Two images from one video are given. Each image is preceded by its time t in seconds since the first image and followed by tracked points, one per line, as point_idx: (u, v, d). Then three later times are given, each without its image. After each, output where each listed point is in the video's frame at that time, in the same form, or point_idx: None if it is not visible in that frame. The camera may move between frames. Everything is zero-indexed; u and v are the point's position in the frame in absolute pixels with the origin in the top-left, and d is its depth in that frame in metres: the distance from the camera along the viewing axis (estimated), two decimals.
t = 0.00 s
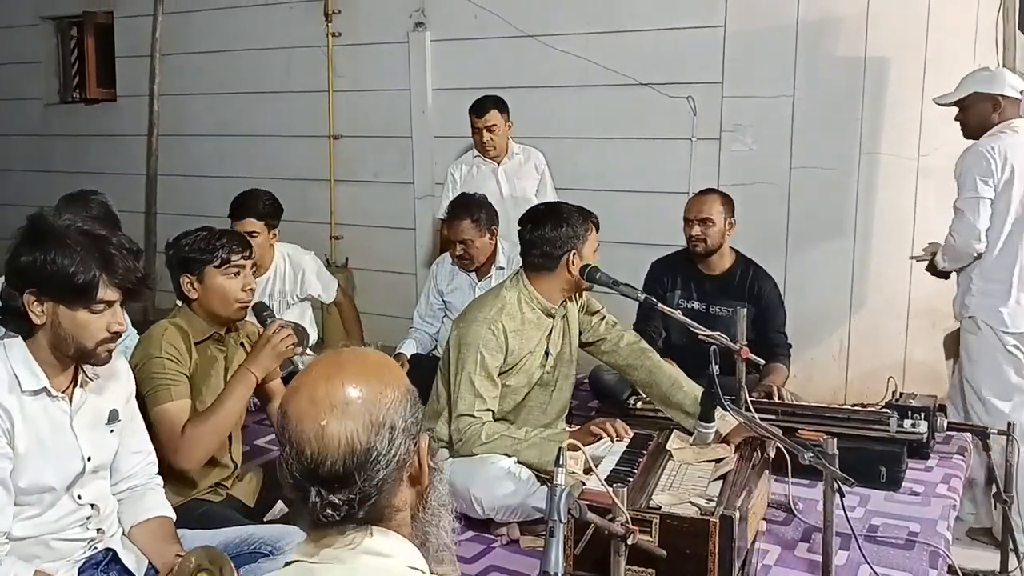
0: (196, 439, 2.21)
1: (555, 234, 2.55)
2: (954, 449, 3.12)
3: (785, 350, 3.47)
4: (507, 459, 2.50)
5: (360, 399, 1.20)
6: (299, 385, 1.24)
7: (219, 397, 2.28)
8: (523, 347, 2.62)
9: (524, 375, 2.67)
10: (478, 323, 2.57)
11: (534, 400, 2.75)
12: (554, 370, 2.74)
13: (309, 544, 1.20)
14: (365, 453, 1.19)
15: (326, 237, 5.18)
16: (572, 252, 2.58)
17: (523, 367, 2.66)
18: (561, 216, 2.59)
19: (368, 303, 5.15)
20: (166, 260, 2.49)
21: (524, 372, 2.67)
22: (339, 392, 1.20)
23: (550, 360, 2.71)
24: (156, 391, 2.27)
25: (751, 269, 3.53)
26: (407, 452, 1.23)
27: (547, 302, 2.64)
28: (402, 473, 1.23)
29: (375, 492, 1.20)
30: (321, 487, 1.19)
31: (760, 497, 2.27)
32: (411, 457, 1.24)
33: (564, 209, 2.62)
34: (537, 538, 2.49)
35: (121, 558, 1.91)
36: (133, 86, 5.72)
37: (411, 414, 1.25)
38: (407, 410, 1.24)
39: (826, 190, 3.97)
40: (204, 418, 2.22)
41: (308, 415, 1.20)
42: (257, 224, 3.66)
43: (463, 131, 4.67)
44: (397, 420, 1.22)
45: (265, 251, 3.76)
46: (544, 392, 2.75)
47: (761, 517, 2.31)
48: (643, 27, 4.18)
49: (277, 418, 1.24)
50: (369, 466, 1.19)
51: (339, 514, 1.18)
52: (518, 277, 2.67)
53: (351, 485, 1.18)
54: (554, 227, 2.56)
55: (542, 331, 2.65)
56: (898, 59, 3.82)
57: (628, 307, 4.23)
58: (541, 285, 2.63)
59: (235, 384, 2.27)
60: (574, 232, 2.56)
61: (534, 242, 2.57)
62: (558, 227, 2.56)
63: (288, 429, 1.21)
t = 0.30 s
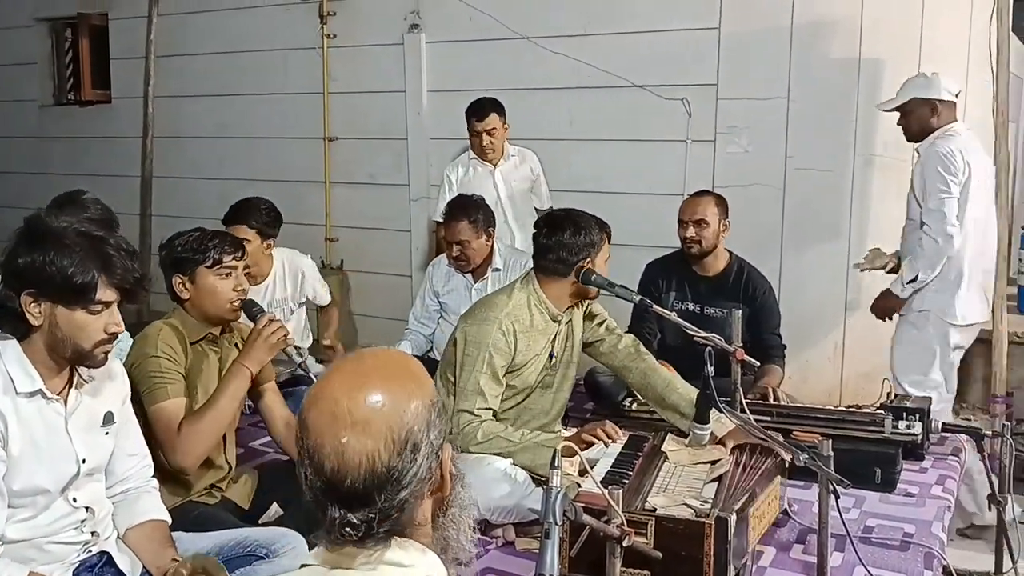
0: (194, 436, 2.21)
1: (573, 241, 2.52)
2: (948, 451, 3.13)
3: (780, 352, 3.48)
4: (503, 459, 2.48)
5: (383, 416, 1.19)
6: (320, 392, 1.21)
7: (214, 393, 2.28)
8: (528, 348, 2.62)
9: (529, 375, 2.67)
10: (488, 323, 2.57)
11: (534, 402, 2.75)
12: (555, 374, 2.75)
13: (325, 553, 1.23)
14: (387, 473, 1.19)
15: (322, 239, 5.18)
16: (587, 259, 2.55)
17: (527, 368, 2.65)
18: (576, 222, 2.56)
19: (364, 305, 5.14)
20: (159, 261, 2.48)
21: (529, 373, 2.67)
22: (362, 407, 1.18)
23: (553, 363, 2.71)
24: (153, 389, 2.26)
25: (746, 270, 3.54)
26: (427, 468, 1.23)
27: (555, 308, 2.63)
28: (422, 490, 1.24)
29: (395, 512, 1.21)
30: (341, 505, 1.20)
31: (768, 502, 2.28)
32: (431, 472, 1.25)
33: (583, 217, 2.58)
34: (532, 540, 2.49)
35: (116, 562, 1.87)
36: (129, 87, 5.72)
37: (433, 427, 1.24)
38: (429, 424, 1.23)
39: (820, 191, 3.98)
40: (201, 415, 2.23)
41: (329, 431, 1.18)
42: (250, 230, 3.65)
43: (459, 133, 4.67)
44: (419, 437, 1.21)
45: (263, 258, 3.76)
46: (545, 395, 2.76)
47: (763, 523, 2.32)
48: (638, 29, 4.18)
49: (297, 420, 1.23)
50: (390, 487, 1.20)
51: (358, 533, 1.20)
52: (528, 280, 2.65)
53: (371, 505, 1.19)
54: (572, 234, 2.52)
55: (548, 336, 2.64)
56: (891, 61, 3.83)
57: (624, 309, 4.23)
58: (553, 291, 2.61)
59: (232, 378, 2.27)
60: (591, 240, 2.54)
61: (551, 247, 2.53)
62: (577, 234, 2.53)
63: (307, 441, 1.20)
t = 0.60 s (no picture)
0: (189, 436, 2.21)
1: (578, 244, 2.52)
2: (945, 453, 3.12)
3: (777, 354, 3.48)
4: (501, 463, 2.48)
5: (405, 423, 1.19)
6: (344, 400, 1.20)
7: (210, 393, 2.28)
8: (531, 350, 2.61)
9: (530, 377, 2.67)
10: (491, 322, 2.56)
11: (535, 404, 2.75)
12: (556, 376, 2.75)
13: (337, 553, 1.23)
14: (413, 481, 1.19)
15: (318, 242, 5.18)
16: (591, 262, 2.55)
17: (529, 369, 2.65)
18: (581, 225, 2.56)
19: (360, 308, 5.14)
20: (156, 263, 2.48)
21: (530, 375, 2.66)
22: (384, 415, 1.19)
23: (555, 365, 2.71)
24: (149, 389, 2.26)
25: (742, 272, 3.54)
26: (451, 478, 1.24)
27: (557, 309, 2.63)
28: (446, 500, 1.23)
29: (420, 522, 1.21)
30: (365, 514, 1.19)
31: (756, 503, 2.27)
32: (455, 482, 1.25)
33: (590, 221, 2.58)
34: (530, 543, 2.48)
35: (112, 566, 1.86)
36: (125, 90, 5.71)
37: (456, 436, 1.24)
38: (453, 433, 1.24)
39: (817, 193, 3.98)
40: (197, 414, 2.23)
41: (356, 439, 1.18)
42: (246, 227, 3.65)
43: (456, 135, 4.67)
44: (444, 445, 1.22)
45: (257, 254, 3.76)
46: (546, 398, 2.76)
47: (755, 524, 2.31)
48: (634, 32, 4.19)
49: (317, 431, 1.23)
50: (416, 496, 1.19)
51: (382, 542, 1.20)
52: (531, 280, 2.65)
53: (396, 514, 1.19)
54: (577, 237, 2.53)
55: (550, 339, 2.64)
56: (887, 63, 3.83)
57: (621, 311, 4.24)
58: (555, 292, 2.61)
59: (226, 378, 2.26)
60: (595, 243, 2.54)
61: (556, 249, 2.53)
62: (582, 237, 2.53)
63: (332, 449, 1.19)
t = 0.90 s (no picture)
0: (187, 437, 2.20)
1: (585, 247, 2.52)
2: (942, 453, 3.11)
3: (774, 355, 3.48)
4: (498, 463, 2.48)
5: (412, 426, 1.19)
6: (348, 406, 1.19)
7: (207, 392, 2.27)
8: (530, 350, 2.61)
9: (528, 377, 2.67)
10: (491, 321, 2.57)
11: (532, 405, 2.75)
12: (554, 377, 2.75)
13: (332, 552, 1.24)
14: (426, 484, 1.20)
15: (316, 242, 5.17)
16: (594, 267, 2.55)
17: (527, 369, 2.65)
18: (591, 229, 2.56)
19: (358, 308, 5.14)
20: (152, 263, 2.47)
21: (528, 375, 2.66)
22: (391, 421, 1.18)
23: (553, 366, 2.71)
24: (147, 389, 2.26)
25: (741, 273, 3.55)
26: (459, 477, 1.25)
27: (556, 311, 2.62)
28: (455, 499, 1.25)
29: (433, 524, 1.22)
30: (378, 519, 1.19)
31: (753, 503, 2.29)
32: (462, 480, 1.26)
33: (597, 227, 2.57)
34: (528, 543, 2.48)
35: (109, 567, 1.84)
36: (123, 90, 5.70)
37: (460, 433, 1.25)
38: (458, 432, 1.24)
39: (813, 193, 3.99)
40: (194, 414, 2.22)
41: (366, 446, 1.17)
42: (260, 228, 3.72)
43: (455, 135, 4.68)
44: (452, 445, 1.22)
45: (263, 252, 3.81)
46: (543, 398, 2.76)
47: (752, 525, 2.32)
48: (632, 33, 4.19)
49: (319, 443, 1.21)
50: (429, 498, 1.20)
51: (398, 545, 1.21)
52: (530, 280, 2.65)
53: (411, 518, 1.20)
54: (580, 239, 2.52)
55: (548, 339, 2.64)
56: (883, 64, 3.86)
57: (619, 311, 4.24)
58: (555, 293, 2.60)
59: (222, 377, 2.26)
60: (601, 247, 2.54)
61: (562, 250, 2.52)
62: (588, 241, 2.52)
63: (340, 457, 1.18)
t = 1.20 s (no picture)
0: (185, 436, 2.20)
1: (575, 244, 2.53)
2: (940, 453, 3.12)
3: (773, 355, 3.48)
4: (497, 463, 2.48)
5: (425, 424, 1.19)
6: (362, 403, 1.20)
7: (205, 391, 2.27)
8: (528, 349, 2.61)
9: (527, 377, 2.67)
10: (489, 321, 2.57)
11: (531, 405, 2.75)
12: (554, 378, 2.75)
13: (340, 550, 1.24)
14: (441, 482, 1.20)
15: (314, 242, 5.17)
16: (587, 263, 2.55)
17: (526, 369, 2.65)
18: (579, 226, 2.56)
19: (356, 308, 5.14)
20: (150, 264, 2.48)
21: (527, 375, 2.66)
22: (405, 418, 1.19)
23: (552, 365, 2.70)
24: (146, 388, 2.25)
25: (739, 273, 3.55)
26: (472, 475, 1.25)
27: (553, 310, 2.62)
28: (468, 498, 1.25)
29: (447, 521, 1.22)
30: (392, 516, 1.19)
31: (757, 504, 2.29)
32: (475, 479, 1.26)
33: (587, 222, 2.58)
34: (526, 543, 2.48)
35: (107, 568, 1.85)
36: (122, 90, 5.70)
37: (472, 432, 1.26)
38: (471, 430, 1.25)
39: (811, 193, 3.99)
40: (192, 413, 2.22)
41: (381, 442, 1.18)
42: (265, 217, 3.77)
43: (454, 135, 4.68)
44: (466, 442, 1.23)
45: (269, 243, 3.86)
46: (541, 399, 2.76)
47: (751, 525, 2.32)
48: (630, 33, 4.19)
49: (333, 442, 1.21)
50: (443, 495, 1.20)
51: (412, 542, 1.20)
52: (528, 281, 2.65)
53: (425, 515, 1.20)
54: (571, 237, 2.53)
55: (547, 339, 2.64)
56: (881, 65, 3.87)
57: (617, 311, 4.24)
58: (553, 293, 2.61)
59: (220, 376, 2.25)
60: (590, 243, 2.54)
61: (553, 249, 2.53)
62: (577, 237, 2.53)
63: (355, 455, 1.19)
